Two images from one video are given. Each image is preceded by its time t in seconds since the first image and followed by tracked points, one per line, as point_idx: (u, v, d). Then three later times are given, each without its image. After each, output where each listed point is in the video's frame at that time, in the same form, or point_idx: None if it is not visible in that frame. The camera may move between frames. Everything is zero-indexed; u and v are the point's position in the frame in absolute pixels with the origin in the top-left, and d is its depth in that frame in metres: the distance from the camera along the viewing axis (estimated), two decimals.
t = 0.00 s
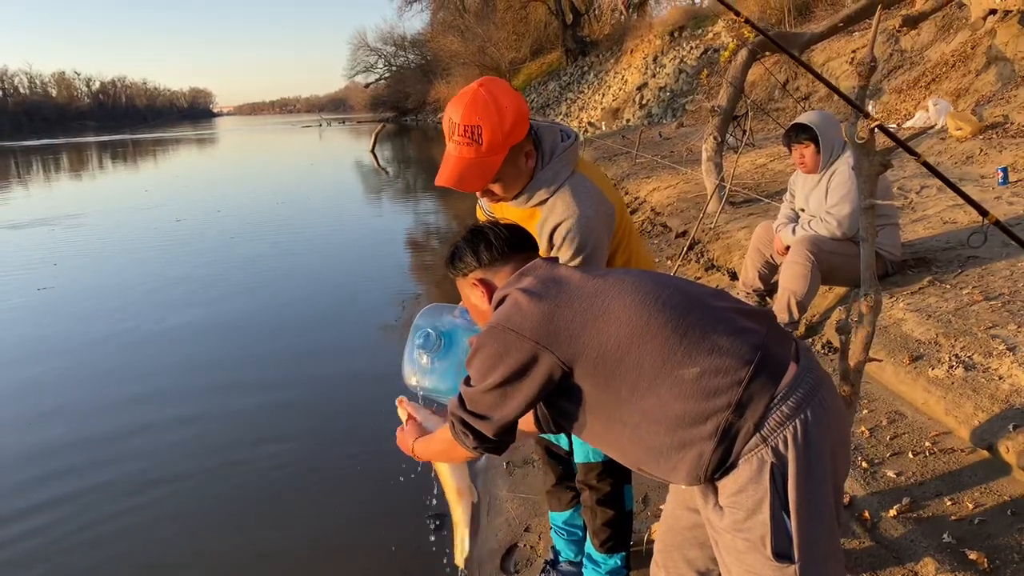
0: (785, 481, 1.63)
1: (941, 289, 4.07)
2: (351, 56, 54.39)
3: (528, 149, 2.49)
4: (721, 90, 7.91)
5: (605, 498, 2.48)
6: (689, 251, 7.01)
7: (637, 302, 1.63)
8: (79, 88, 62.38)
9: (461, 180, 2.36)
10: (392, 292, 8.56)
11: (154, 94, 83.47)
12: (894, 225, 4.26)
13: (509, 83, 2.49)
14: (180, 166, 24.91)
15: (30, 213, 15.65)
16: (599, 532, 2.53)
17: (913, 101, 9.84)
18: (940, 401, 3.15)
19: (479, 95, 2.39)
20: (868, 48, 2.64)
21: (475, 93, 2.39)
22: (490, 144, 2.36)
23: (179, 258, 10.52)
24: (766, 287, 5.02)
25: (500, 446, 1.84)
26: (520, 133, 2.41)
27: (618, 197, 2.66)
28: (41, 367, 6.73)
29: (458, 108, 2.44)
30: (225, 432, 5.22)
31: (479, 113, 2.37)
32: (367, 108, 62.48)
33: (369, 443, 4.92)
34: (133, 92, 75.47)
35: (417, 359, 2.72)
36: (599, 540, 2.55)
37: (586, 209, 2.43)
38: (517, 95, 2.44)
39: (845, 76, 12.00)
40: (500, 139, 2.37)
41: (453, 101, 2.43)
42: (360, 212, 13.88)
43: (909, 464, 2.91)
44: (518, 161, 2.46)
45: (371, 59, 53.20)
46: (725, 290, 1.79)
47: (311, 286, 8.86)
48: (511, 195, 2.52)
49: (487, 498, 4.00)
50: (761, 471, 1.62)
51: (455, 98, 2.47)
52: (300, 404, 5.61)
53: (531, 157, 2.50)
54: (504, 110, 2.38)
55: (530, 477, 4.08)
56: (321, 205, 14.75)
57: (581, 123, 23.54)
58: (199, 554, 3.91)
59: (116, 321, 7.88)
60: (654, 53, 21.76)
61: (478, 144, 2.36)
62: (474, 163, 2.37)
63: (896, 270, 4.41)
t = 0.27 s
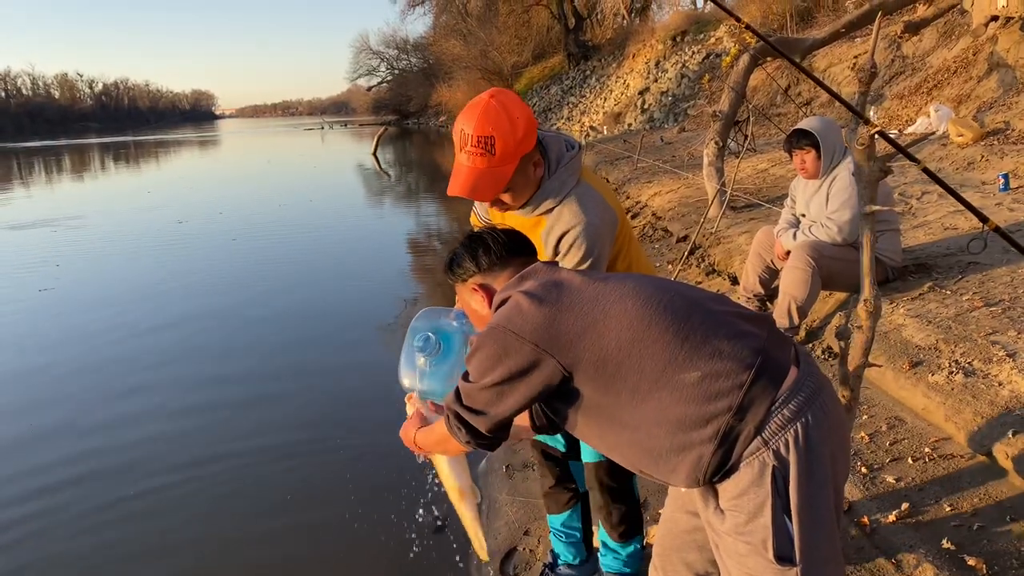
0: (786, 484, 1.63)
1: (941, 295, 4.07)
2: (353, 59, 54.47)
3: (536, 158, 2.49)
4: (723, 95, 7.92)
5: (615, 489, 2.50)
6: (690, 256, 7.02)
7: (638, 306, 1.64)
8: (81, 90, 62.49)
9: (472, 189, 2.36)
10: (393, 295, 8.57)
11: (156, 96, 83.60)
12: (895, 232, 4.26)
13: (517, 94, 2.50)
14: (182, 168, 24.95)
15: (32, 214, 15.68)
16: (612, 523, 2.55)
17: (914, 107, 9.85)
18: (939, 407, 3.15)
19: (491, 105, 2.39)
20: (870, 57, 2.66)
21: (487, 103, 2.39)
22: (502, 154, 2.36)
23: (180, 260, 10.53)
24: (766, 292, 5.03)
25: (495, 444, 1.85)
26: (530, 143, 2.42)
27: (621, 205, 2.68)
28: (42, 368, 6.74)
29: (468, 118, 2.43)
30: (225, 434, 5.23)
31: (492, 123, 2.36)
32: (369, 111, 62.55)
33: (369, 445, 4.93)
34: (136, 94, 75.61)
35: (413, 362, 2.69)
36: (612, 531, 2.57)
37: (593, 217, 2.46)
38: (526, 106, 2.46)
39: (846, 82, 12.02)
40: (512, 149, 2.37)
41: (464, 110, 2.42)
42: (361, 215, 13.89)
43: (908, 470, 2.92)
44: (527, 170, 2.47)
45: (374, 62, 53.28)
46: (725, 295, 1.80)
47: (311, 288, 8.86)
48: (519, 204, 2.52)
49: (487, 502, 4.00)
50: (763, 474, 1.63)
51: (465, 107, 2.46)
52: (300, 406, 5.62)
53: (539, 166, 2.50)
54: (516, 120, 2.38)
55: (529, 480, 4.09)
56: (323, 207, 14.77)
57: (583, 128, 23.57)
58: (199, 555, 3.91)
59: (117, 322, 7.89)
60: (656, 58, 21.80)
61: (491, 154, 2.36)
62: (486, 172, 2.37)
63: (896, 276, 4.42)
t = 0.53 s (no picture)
0: (782, 492, 1.64)
1: (940, 302, 4.08)
2: (356, 62, 54.56)
3: (539, 163, 2.50)
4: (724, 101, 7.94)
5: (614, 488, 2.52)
6: (690, 261, 7.03)
7: (636, 311, 1.65)
8: (84, 90, 62.57)
9: (477, 193, 2.37)
10: (393, 298, 8.58)
11: (158, 97, 83.71)
12: (895, 239, 4.27)
13: (521, 100, 2.51)
14: (184, 169, 24.97)
15: (34, 214, 15.69)
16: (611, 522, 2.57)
17: (915, 115, 9.87)
18: (937, 414, 3.16)
19: (497, 110, 2.40)
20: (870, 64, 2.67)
21: (492, 109, 2.40)
22: (508, 159, 2.37)
23: (181, 261, 10.55)
24: (766, 298, 5.03)
25: (493, 447, 1.86)
26: (534, 149, 2.44)
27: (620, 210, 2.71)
28: (41, 367, 6.75)
29: (472, 122, 2.44)
30: (224, 435, 5.24)
31: (498, 128, 2.37)
32: (371, 113, 62.62)
33: (367, 447, 4.93)
34: (138, 95, 75.72)
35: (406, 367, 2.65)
36: (610, 530, 2.58)
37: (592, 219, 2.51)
38: (530, 113, 2.47)
39: (847, 89, 12.05)
40: (518, 154, 2.38)
41: (469, 114, 2.42)
42: (362, 217, 13.91)
43: (906, 476, 2.92)
44: (531, 175, 2.48)
45: (376, 65, 53.37)
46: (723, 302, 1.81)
47: (312, 290, 8.87)
48: (521, 209, 2.54)
49: (484, 505, 4.01)
50: (759, 481, 1.63)
51: (469, 111, 2.46)
52: (299, 408, 5.63)
53: (542, 171, 2.52)
54: (521, 125, 2.39)
55: (527, 484, 4.09)
56: (324, 210, 14.79)
57: (584, 132, 23.61)
58: (198, 556, 3.91)
59: (117, 322, 7.90)
60: (658, 63, 21.84)
61: (495, 157, 2.36)
62: (491, 176, 2.38)
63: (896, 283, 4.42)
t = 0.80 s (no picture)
0: (790, 485, 1.67)
1: (937, 310, 4.09)
2: (358, 63, 54.60)
3: (538, 169, 2.51)
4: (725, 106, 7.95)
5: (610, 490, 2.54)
6: (688, 265, 7.04)
7: (642, 308, 1.66)
8: (85, 88, 62.58)
9: (477, 198, 2.37)
10: (392, 299, 8.59)
11: (160, 96, 83.72)
12: (893, 246, 4.28)
13: (520, 104, 2.51)
14: (184, 168, 24.97)
15: (34, 210, 15.70)
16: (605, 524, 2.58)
17: (915, 122, 9.89)
18: (933, 420, 3.16)
19: (497, 116, 2.39)
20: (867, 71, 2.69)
21: (492, 114, 2.39)
22: (508, 165, 2.37)
23: (180, 259, 10.55)
24: (763, 303, 5.04)
25: (498, 457, 1.81)
26: (533, 154, 2.44)
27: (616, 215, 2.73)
28: (39, 364, 6.75)
29: (472, 126, 2.43)
30: (221, 434, 5.24)
31: (499, 134, 2.36)
32: (373, 114, 62.64)
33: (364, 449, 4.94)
34: (140, 93, 75.74)
35: (400, 368, 2.60)
36: (604, 532, 2.59)
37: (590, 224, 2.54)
38: (529, 118, 2.47)
39: (848, 96, 12.07)
40: (518, 160, 2.39)
41: (469, 119, 2.41)
42: (362, 218, 13.92)
43: (900, 482, 2.93)
44: (530, 181, 2.49)
45: (378, 66, 53.41)
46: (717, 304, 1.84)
47: (310, 291, 8.88)
48: (519, 215, 2.55)
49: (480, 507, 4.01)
50: (767, 476, 1.66)
51: (470, 115, 2.45)
52: (296, 408, 5.63)
53: (540, 177, 2.52)
54: (521, 131, 2.39)
55: (523, 486, 4.10)
56: (324, 210, 14.80)
57: (585, 136, 23.64)
58: (196, 556, 3.91)
59: (116, 320, 7.91)
60: (659, 68, 21.87)
61: (496, 163, 2.36)
62: (492, 182, 2.38)
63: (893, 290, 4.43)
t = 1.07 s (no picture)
0: (812, 458, 1.76)
1: (933, 311, 4.11)
2: (359, 60, 54.55)
3: (538, 163, 2.53)
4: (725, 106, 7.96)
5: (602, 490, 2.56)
6: (686, 265, 7.06)
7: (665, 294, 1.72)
8: (86, 82, 62.49)
9: (480, 189, 2.40)
10: (390, 295, 8.60)
11: (160, 90, 83.63)
12: (889, 248, 4.31)
13: (520, 97, 2.52)
14: (183, 162, 24.96)
15: (33, 203, 15.68)
16: (598, 521, 2.60)
17: (914, 125, 9.91)
18: (927, 420, 3.18)
19: (500, 109, 2.40)
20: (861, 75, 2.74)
21: (496, 106, 2.39)
22: (511, 156, 2.39)
23: (179, 254, 10.56)
24: (760, 302, 5.06)
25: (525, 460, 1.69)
26: (535, 147, 2.47)
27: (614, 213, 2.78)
28: (37, 357, 6.76)
29: (475, 119, 2.43)
30: (218, 429, 5.26)
31: (503, 125, 2.37)
32: (373, 111, 62.59)
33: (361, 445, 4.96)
34: (140, 87, 75.65)
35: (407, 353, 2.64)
36: (598, 528, 2.61)
37: (593, 220, 2.57)
38: (531, 111, 2.49)
39: (847, 98, 12.10)
40: (521, 152, 2.41)
41: (472, 112, 2.41)
42: (362, 215, 13.92)
43: (893, 481, 2.95)
44: (531, 175, 2.51)
45: (378, 63, 53.38)
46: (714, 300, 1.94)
47: (309, 287, 8.89)
48: (520, 209, 2.57)
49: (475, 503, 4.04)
50: (789, 448, 1.74)
51: (472, 108, 2.45)
52: (293, 403, 5.65)
53: (541, 172, 2.55)
54: (524, 122, 2.41)
55: (517, 481, 4.13)
56: (323, 206, 14.82)
57: (585, 135, 23.65)
58: (192, 550, 3.92)
59: (114, 314, 7.91)
60: (660, 68, 21.88)
61: (500, 154, 2.37)
62: (496, 172, 2.39)
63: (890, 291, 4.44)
